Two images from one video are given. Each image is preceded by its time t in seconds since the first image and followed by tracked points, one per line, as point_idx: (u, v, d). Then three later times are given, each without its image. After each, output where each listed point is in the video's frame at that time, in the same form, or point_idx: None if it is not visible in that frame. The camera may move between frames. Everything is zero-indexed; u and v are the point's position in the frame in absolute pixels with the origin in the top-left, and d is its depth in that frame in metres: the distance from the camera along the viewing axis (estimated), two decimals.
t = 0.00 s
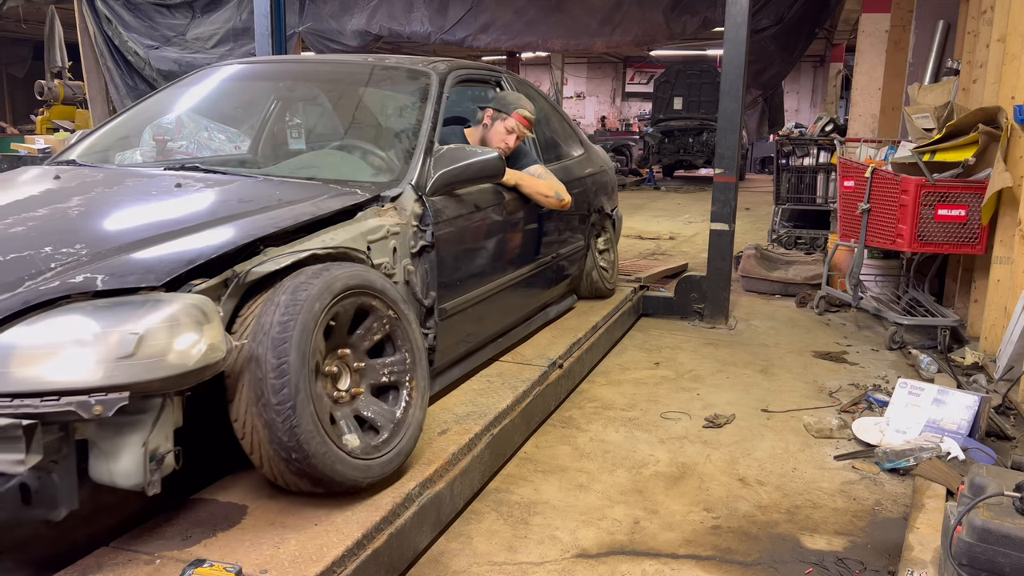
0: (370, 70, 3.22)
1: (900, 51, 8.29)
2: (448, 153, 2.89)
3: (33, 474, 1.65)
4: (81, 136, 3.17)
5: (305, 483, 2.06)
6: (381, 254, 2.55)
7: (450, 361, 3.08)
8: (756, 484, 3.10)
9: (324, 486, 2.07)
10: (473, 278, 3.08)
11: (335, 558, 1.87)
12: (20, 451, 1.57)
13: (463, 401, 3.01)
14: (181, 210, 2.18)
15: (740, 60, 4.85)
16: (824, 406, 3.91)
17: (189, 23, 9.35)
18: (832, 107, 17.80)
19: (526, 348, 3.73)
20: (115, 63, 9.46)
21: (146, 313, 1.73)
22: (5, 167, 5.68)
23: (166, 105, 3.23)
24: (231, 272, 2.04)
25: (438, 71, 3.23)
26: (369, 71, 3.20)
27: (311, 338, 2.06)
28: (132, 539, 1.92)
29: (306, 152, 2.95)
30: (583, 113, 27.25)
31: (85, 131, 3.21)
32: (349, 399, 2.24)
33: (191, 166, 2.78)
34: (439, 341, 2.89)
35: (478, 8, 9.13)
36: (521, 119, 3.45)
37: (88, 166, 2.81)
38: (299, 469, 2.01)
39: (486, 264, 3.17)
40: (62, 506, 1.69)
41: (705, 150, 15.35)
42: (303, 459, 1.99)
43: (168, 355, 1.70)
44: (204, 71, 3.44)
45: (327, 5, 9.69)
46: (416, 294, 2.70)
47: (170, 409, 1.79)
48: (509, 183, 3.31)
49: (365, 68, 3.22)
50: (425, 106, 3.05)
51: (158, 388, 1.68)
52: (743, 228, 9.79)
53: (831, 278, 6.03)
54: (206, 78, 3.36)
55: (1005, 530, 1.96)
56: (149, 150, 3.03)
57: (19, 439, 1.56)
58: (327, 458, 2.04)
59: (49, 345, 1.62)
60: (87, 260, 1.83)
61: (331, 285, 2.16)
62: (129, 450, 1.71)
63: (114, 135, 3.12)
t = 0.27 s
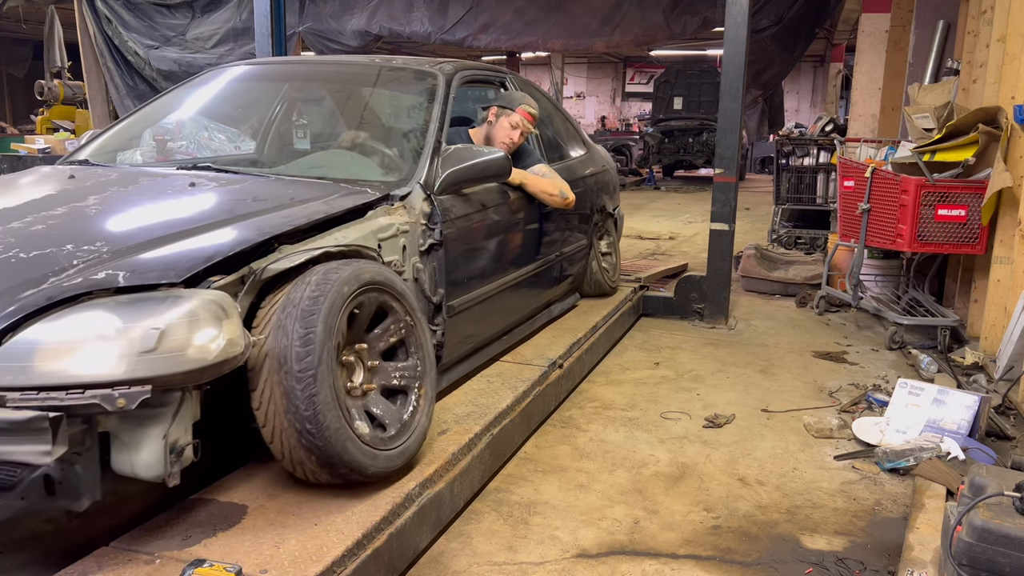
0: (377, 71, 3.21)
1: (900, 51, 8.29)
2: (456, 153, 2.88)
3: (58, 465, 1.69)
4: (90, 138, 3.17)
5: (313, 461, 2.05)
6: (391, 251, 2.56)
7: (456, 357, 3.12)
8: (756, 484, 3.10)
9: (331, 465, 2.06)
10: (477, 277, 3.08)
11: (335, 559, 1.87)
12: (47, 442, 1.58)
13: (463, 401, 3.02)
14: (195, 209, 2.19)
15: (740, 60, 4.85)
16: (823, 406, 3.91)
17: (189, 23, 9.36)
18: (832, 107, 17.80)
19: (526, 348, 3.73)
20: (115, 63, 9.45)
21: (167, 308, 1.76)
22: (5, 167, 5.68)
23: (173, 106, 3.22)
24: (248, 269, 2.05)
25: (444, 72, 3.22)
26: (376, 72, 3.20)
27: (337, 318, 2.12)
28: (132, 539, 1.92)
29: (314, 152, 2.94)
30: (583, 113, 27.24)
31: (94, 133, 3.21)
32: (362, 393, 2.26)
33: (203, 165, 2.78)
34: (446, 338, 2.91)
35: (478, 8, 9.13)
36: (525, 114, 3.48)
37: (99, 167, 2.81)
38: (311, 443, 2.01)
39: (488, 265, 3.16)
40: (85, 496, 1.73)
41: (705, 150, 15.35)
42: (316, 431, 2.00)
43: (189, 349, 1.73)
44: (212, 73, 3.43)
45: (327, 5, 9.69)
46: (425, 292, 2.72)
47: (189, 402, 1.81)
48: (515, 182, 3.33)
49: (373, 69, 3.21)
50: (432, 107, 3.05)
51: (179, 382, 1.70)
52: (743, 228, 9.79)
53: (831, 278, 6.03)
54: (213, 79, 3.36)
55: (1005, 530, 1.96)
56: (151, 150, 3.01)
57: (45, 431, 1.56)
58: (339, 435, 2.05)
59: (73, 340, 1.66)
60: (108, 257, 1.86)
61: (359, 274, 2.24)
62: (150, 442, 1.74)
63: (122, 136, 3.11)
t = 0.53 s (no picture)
0: (382, 71, 3.21)
1: (900, 51, 8.28)
2: (460, 152, 2.88)
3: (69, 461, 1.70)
4: (96, 138, 3.18)
5: (318, 448, 2.05)
6: (397, 250, 2.56)
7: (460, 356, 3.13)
8: (756, 484, 3.10)
9: (336, 451, 2.05)
10: (479, 276, 3.08)
11: (335, 559, 1.87)
12: (61, 437, 1.59)
13: (463, 401, 3.02)
14: (203, 207, 2.19)
15: (740, 60, 4.85)
16: (823, 406, 3.91)
17: (189, 23, 9.36)
18: (832, 108, 17.80)
19: (526, 348, 3.73)
20: (115, 63, 9.45)
21: (178, 306, 1.76)
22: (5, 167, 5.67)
23: (178, 107, 3.22)
24: (257, 267, 2.04)
25: (448, 72, 3.22)
26: (381, 72, 3.19)
27: (350, 309, 2.15)
28: (132, 539, 1.92)
29: (319, 152, 2.94)
30: (583, 113, 27.24)
31: (100, 133, 3.21)
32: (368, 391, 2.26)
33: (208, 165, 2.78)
34: (451, 335, 2.91)
35: (478, 8, 9.13)
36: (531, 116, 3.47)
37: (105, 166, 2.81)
38: (317, 427, 2.01)
39: (489, 264, 3.16)
40: (97, 492, 1.73)
41: (705, 150, 15.35)
42: (324, 415, 2.00)
43: (200, 346, 1.73)
44: (216, 73, 3.43)
45: (327, 5, 9.68)
46: (429, 291, 2.73)
47: (199, 398, 1.81)
48: (518, 182, 3.33)
49: (376, 69, 3.21)
50: (437, 107, 3.05)
51: (190, 378, 1.71)
52: (743, 228, 9.79)
53: (831, 278, 6.03)
54: (218, 79, 3.36)
55: (1005, 530, 1.96)
56: (153, 150, 3.01)
57: (60, 425, 1.58)
58: (346, 421, 2.05)
59: (86, 337, 1.65)
60: (119, 256, 1.86)
61: (373, 270, 2.29)
62: (161, 438, 1.74)
63: (126, 136, 3.11)
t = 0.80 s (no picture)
0: (382, 71, 3.20)
1: (900, 51, 8.28)
2: (461, 152, 2.87)
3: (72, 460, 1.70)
4: (97, 139, 3.18)
5: (317, 446, 2.05)
6: (397, 250, 2.56)
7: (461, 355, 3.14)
8: (756, 484, 3.10)
9: (335, 449, 2.05)
10: (479, 276, 3.07)
11: (334, 559, 1.87)
12: (63, 437, 1.59)
13: (463, 401, 3.02)
14: (204, 207, 2.19)
15: (740, 60, 4.85)
16: (823, 406, 3.91)
17: (189, 23, 9.36)
18: (832, 108, 17.81)
19: (526, 348, 3.73)
20: (115, 63, 9.45)
21: (179, 305, 1.77)
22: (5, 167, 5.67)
23: (179, 108, 3.22)
24: (258, 267, 2.04)
25: (449, 73, 3.22)
26: (381, 72, 3.19)
27: (352, 307, 2.15)
28: (132, 539, 1.92)
29: (320, 152, 2.94)
30: (583, 113, 27.24)
31: (101, 134, 3.22)
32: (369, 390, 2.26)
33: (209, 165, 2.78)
34: (451, 335, 2.92)
35: (479, 8, 9.13)
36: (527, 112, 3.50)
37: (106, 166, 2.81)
38: (317, 425, 2.01)
39: (490, 264, 3.16)
40: (99, 491, 1.73)
41: (705, 150, 15.36)
42: (323, 413, 2.00)
43: (202, 345, 1.74)
44: (217, 73, 3.43)
45: (327, 5, 9.68)
46: (430, 290, 2.73)
47: (201, 397, 1.83)
48: (517, 181, 3.32)
49: (377, 69, 3.21)
50: (437, 107, 3.05)
51: (191, 377, 1.71)
52: (743, 228, 9.79)
53: (831, 278, 6.03)
54: (219, 80, 3.36)
55: (1005, 530, 1.96)
56: (152, 150, 3.01)
57: (62, 425, 1.58)
58: (346, 419, 2.05)
59: (88, 337, 1.66)
60: (121, 256, 1.86)
61: (375, 269, 2.29)
62: (163, 437, 1.76)
63: (127, 136, 3.12)
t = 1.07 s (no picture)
0: (382, 71, 3.20)
1: (900, 51, 8.29)
2: (461, 152, 2.87)
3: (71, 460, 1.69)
4: (96, 138, 3.18)
5: (317, 446, 2.05)
6: (397, 250, 2.56)
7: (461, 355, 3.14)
8: (756, 484, 3.10)
9: (335, 449, 2.05)
10: (479, 276, 3.07)
11: (335, 559, 1.87)
12: (63, 437, 1.59)
13: (463, 401, 3.02)
14: (204, 207, 2.20)
15: (740, 60, 4.85)
16: (823, 406, 3.91)
17: (189, 24, 9.36)
18: (832, 108, 17.82)
19: (526, 348, 3.73)
20: (115, 63, 9.45)
21: (179, 305, 1.77)
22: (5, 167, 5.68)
23: (178, 108, 3.22)
24: (258, 268, 2.04)
25: (449, 73, 3.22)
26: (381, 72, 3.19)
27: (353, 307, 2.16)
28: (133, 539, 1.92)
29: (319, 152, 2.95)
30: (583, 113, 27.25)
31: (100, 134, 3.22)
32: (368, 390, 2.26)
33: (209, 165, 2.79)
34: (451, 336, 2.92)
35: (479, 8, 9.14)
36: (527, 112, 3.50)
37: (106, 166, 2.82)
38: (317, 425, 2.01)
39: (490, 264, 3.16)
40: (100, 491, 1.73)
41: (705, 151, 15.36)
42: (323, 413, 2.00)
43: (202, 345, 1.74)
44: (216, 73, 3.43)
45: (327, 5, 9.68)
46: (430, 291, 2.73)
47: (201, 397, 1.83)
48: (517, 181, 3.33)
49: (377, 69, 3.21)
50: (437, 107, 3.05)
51: (191, 377, 1.71)
52: (743, 228, 9.80)
53: (831, 278, 6.03)
54: (218, 80, 3.36)
55: (1004, 530, 1.96)
56: (152, 150, 3.01)
57: (62, 425, 1.58)
58: (346, 419, 2.05)
59: (88, 337, 1.66)
60: (121, 256, 1.86)
61: (375, 270, 2.29)
62: (163, 438, 1.76)
63: (127, 136, 3.12)
